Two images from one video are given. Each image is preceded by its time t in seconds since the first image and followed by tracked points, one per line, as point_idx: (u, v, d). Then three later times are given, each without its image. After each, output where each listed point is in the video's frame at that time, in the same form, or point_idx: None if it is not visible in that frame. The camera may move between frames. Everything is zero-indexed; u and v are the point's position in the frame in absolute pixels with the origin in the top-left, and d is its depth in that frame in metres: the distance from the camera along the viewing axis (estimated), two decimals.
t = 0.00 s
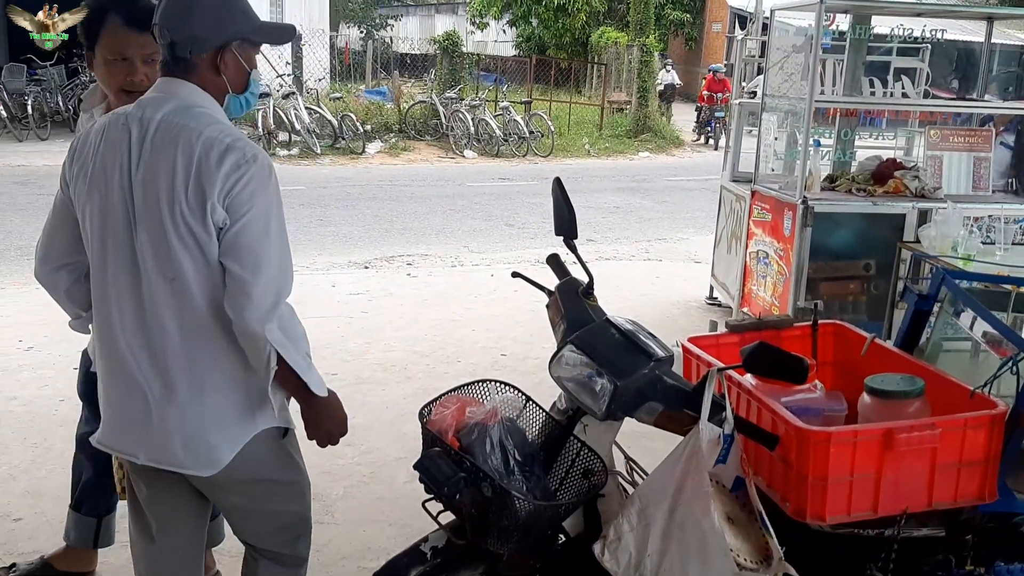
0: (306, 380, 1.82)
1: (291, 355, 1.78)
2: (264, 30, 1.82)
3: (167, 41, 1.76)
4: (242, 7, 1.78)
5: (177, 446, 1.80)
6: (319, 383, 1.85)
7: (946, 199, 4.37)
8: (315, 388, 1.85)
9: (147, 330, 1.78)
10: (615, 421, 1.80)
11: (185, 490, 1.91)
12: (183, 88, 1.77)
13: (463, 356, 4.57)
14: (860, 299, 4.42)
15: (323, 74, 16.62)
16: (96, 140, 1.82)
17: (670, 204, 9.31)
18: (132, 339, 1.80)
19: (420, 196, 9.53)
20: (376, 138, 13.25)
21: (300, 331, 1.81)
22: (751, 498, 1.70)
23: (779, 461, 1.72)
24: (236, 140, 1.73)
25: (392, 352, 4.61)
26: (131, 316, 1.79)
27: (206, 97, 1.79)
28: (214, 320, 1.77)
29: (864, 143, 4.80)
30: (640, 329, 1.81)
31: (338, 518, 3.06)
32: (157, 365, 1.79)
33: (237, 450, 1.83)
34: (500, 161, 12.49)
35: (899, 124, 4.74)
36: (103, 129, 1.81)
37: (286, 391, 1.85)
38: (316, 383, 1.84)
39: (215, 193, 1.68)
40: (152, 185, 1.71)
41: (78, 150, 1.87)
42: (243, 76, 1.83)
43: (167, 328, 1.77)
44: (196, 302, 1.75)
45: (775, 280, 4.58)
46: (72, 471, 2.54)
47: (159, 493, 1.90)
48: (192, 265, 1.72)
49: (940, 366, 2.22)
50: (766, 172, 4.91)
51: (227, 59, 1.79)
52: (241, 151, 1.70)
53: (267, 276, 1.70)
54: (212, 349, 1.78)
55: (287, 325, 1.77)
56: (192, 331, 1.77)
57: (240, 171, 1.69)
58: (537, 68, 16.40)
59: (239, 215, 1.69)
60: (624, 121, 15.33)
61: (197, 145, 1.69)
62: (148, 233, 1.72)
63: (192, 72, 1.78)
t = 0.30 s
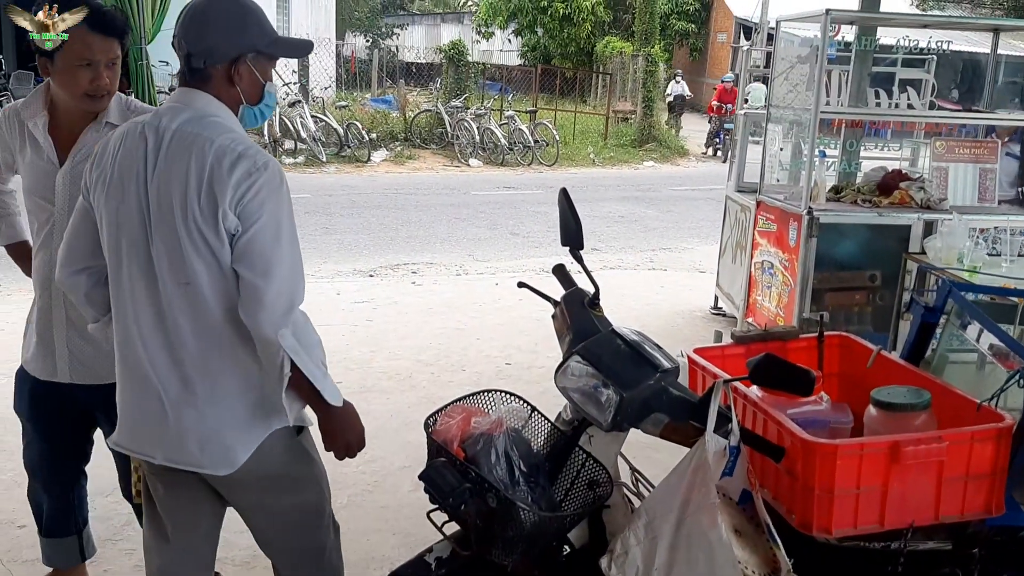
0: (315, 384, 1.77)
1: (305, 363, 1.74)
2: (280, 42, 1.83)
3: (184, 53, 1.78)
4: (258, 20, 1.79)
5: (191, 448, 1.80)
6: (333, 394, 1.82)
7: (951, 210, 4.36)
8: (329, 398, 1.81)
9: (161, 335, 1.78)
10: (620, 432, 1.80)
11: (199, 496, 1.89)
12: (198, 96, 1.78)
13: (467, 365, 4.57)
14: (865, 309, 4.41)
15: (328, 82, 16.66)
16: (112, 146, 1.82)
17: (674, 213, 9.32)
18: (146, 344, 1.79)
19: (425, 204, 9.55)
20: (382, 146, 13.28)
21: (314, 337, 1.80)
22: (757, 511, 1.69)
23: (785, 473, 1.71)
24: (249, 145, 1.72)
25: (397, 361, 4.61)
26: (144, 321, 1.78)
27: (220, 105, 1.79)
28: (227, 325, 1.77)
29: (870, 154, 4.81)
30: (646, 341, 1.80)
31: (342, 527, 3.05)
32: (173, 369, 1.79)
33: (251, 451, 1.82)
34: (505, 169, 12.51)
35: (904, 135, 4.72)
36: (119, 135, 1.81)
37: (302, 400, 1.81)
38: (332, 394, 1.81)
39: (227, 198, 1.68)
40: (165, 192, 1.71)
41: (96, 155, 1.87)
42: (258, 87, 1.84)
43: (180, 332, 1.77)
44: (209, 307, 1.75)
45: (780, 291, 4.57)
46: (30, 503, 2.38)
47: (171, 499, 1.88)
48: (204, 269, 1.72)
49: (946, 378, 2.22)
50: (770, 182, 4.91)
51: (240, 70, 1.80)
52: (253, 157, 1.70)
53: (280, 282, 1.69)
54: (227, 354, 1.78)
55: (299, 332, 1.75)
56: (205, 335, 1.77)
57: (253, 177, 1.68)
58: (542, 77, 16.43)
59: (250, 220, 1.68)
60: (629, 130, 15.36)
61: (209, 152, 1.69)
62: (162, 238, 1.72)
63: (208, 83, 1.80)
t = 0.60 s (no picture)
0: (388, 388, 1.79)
1: (371, 367, 1.76)
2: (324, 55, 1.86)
3: (230, 67, 1.80)
4: (303, 34, 1.82)
5: (223, 451, 1.81)
6: (408, 395, 1.84)
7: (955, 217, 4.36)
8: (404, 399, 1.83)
9: (204, 340, 1.80)
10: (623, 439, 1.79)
11: (226, 496, 1.89)
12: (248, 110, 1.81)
13: (469, 370, 4.56)
14: (869, 316, 4.40)
15: (331, 87, 16.67)
16: (158, 155, 1.85)
17: (678, 219, 9.32)
18: (187, 347, 1.81)
19: (428, 209, 9.54)
20: (385, 150, 13.29)
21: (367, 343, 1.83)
22: (759, 518, 1.67)
23: (789, 481, 1.71)
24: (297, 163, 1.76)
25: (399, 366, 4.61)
26: (186, 325, 1.80)
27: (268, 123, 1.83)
28: (266, 334, 1.79)
29: (874, 160, 4.82)
30: (649, 347, 1.80)
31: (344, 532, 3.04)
32: (213, 374, 1.81)
33: (282, 454, 1.84)
34: (507, 174, 12.51)
35: (908, 142, 4.78)
36: (166, 144, 1.84)
37: (375, 402, 1.82)
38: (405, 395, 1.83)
39: (275, 211, 1.71)
40: (213, 202, 1.74)
41: (139, 161, 1.90)
42: (300, 99, 1.86)
43: (219, 339, 1.79)
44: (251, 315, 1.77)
45: (783, 297, 4.57)
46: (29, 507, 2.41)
47: (198, 499, 1.89)
48: (249, 279, 1.75)
49: (949, 385, 2.21)
50: (774, 189, 4.90)
51: (286, 84, 1.83)
52: (301, 174, 1.73)
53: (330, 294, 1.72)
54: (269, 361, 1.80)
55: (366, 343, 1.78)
56: (244, 343, 1.79)
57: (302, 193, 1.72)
58: (545, 82, 16.44)
59: (298, 234, 1.71)
60: (632, 136, 15.37)
61: (259, 166, 1.73)
62: (208, 247, 1.75)
63: (251, 96, 1.83)
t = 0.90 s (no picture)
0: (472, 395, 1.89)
1: (456, 378, 1.87)
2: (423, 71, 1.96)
3: (338, 82, 1.90)
4: (406, 51, 1.92)
5: (281, 438, 1.90)
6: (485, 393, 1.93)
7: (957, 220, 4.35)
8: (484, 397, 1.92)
9: (279, 331, 1.91)
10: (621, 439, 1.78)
11: (276, 488, 2.01)
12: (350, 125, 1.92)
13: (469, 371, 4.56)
14: (870, 318, 4.40)
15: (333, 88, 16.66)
16: (259, 154, 1.97)
17: (679, 221, 9.31)
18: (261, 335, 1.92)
19: (428, 210, 9.54)
20: (386, 151, 13.29)
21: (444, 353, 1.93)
22: (758, 520, 1.65)
23: (788, 482, 1.70)
24: (389, 182, 1.85)
25: (400, 367, 4.61)
26: (263, 315, 1.92)
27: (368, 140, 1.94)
28: (342, 334, 1.90)
29: (875, 162, 4.82)
30: (649, 348, 1.79)
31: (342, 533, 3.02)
32: (281, 364, 1.91)
33: (339, 448, 1.93)
34: (509, 176, 12.51)
35: (910, 144, 4.78)
36: (268, 144, 1.96)
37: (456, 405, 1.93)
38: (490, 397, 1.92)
39: (362, 226, 1.81)
40: (305, 207, 1.85)
41: (241, 153, 2.02)
42: (401, 114, 1.96)
43: (295, 334, 1.89)
44: (329, 316, 1.88)
45: (784, 299, 4.56)
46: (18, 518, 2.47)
47: (250, 482, 2.00)
48: (331, 283, 1.85)
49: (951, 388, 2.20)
50: (775, 191, 4.90)
51: (391, 102, 1.93)
52: (392, 194, 1.83)
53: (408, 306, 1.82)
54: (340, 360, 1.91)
55: (455, 356, 1.88)
56: (318, 341, 1.89)
57: (388, 213, 1.81)
58: (547, 83, 16.43)
59: (383, 251, 1.81)
60: (634, 138, 15.36)
61: (353, 181, 1.83)
62: (294, 248, 1.86)
63: (356, 110, 1.93)
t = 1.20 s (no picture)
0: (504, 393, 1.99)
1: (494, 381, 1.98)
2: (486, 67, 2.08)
3: (418, 84, 2.00)
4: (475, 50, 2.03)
5: (322, 416, 2.04)
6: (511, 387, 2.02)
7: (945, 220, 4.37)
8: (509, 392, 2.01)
9: (334, 315, 2.04)
10: (608, 438, 1.77)
11: (309, 476, 2.20)
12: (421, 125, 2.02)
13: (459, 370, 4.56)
14: (858, 319, 4.41)
15: (323, 86, 16.62)
16: (330, 143, 2.10)
17: (669, 221, 9.32)
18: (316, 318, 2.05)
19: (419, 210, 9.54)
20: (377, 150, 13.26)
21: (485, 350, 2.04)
22: (745, 519, 1.65)
23: (774, 481, 1.70)
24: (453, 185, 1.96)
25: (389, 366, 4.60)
26: (319, 299, 2.04)
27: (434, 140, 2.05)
28: (393, 323, 2.03)
29: (864, 162, 4.81)
30: (638, 347, 1.78)
31: (330, 533, 3.01)
32: (333, 347, 2.04)
33: (375, 435, 2.06)
34: (500, 175, 12.50)
35: (899, 144, 4.75)
36: (339, 135, 2.09)
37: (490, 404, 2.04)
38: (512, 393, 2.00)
39: (423, 225, 1.92)
40: (370, 200, 1.98)
41: (312, 141, 2.15)
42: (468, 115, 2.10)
43: (348, 319, 2.02)
44: (384, 305, 2.00)
45: (773, 299, 4.57)
46: None
47: (283, 472, 2.20)
48: (389, 275, 1.98)
49: (938, 388, 2.21)
50: (765, 191, 4.91)
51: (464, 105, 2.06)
52: (454, 198, 1.94)
53: (457, 305, 1.93)
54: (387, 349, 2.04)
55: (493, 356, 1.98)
56: (370, 329, 2.02)
57: (449, 215, 1.92)
58: (539, 83, 16.42)
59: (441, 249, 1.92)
60: (625, 138, 15.36)
61: (418, 180, 1.94)
62: (357, 238, 1.98)
63: (430, 111, 2.04)
